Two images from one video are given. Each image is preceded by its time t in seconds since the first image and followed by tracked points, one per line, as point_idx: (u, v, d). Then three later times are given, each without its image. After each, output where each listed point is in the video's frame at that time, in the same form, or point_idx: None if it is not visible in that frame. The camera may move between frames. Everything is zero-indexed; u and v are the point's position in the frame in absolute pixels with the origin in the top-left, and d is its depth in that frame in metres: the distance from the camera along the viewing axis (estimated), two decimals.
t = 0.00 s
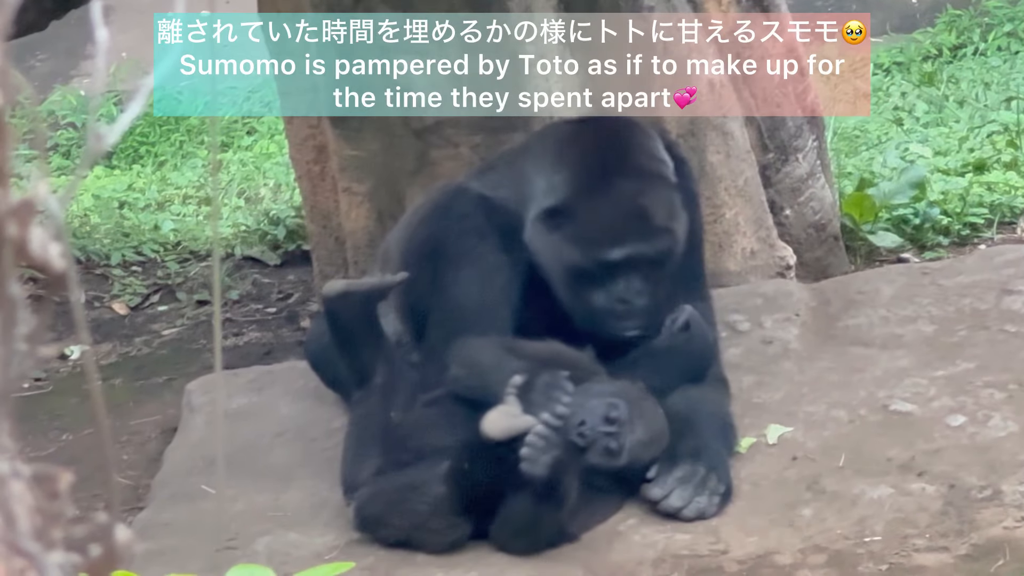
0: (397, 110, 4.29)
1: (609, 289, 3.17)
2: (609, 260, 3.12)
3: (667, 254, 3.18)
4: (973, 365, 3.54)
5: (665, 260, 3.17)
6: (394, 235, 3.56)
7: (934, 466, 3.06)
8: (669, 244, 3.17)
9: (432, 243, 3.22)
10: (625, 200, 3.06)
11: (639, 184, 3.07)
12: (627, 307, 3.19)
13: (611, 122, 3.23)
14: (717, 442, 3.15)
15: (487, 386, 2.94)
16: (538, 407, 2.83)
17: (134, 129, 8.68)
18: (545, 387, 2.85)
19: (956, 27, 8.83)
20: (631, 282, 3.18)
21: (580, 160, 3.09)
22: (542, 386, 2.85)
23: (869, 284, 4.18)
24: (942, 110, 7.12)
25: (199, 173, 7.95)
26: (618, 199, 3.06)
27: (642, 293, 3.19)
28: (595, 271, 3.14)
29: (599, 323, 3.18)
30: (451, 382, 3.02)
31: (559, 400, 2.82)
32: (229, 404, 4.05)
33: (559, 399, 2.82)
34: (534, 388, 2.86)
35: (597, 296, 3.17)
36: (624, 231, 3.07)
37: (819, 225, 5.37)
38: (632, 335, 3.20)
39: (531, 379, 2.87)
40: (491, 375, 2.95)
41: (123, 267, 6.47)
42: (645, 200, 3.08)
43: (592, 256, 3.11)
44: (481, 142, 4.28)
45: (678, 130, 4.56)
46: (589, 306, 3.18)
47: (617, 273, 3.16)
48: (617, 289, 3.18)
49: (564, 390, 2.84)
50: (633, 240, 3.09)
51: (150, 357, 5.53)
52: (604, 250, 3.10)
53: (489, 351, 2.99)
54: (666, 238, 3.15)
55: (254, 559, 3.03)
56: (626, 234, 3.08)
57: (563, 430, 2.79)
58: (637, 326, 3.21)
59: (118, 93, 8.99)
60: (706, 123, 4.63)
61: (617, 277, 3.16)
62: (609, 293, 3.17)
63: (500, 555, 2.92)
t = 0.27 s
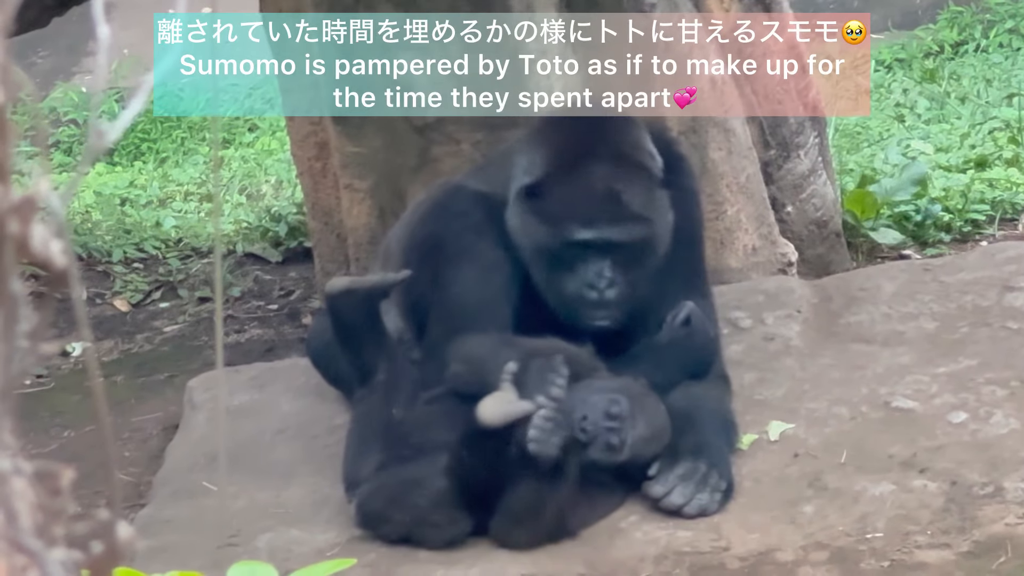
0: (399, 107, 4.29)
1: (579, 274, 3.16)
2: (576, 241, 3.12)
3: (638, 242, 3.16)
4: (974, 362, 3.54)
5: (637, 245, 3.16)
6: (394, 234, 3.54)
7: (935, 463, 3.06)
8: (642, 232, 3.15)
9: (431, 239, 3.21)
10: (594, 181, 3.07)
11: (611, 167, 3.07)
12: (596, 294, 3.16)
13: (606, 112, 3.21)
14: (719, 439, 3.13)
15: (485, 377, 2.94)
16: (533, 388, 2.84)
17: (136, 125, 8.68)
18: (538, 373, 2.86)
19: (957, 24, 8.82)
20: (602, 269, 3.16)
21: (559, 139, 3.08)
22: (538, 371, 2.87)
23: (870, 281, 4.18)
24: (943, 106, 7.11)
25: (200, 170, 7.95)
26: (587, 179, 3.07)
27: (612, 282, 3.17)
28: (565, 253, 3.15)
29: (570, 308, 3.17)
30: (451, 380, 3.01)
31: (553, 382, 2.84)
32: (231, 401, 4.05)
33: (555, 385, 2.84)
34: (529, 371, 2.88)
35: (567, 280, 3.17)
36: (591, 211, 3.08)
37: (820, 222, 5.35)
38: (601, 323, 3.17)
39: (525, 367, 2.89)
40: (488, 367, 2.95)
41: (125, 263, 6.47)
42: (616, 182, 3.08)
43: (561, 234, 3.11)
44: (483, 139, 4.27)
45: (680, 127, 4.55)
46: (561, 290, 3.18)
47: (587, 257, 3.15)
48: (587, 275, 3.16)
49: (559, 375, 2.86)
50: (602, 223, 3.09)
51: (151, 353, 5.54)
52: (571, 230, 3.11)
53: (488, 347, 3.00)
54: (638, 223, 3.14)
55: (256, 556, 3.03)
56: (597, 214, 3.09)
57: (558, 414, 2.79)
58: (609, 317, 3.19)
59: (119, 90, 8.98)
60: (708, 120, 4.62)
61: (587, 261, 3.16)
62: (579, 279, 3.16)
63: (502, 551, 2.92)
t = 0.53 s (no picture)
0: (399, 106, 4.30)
1: (563, 264, 3.17)
2: (559, 229, 3.13)
3: (622, 232, 3.16)
4: (975, 361, 3.54)
5: (618, 236, 3.17)
6: (393, 234, 3.55)
7: (936, 462, 3.06)
8: (626, 223, 3.16)
9: (429, 238, 3.22)
10: (578, 169, 3.08)
11: (596, 155, 3.08)
12: (578, 284, 3.16)
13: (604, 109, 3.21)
14: (720, 437, 3.13)
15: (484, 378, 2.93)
16: (532, 390, 2.83)
17: (137, 124, 8.68)
18: (536, 373, 2.87)
19: (958, 22, 8.82)
20: (586, 259, 3.16)
21: (551, 126, 3.10)
22: (536, 371, 2.87)
23: (871, 280, 4.18)
24: (944, 105, 7.11)
25: (201, 168, 7.95)
26: (572, 167, 3.08)
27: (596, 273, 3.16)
28: (550, 241, 3.16)
29: (554, 299, 3.17)
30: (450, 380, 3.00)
31: (553, 385, 2.84)
32: (232, 400, 4.05)
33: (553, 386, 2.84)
34: (528, 373, 2.87)
35: (551, 270, 3.18)
36: (575, 198, 3.09)
37: (821, 221, 5.36)
38: (583, 315, 3.16)
39: (524, 368, 2.88)
40: (487, 368, 2.94)
41: (125, 262, 6.47)
42: (601, 171, 3.09)
43: (543, 218, 3.13)
44: (483, 138, 4.27)
45: (681, 125, 4.54)
46: (546, 279, 3.19)
47: (571, 246, 3.16)
48: (571, 265, 3.16)
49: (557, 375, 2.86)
50: (586, 211, 3.10)
51: (152, 352, 5.54)
52: (555, 218, 3.12)
53: (487, 347, 3.00)
54: (621, 215, 3.15)
55: (257, 554, 3.03)
56: (582, 202, 3.10)
57: (558, 415, 2.81)
58: (591, 309, 3.17)
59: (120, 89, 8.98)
60: (708, 119, 4.62)
61: (570, 251, 3.16)
62: (563, 269, 3.17)
63: (503, 550, 2.92)
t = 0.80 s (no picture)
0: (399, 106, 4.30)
1: (552, 260, 3.14)
2: (549, 224, 3.11)
3: (611, 229, 3.13)
4: (974, 360, 3.54)
5: (608, 234, 3.15)
6: (393, 234, 3.55)
7: (935, 461, 3.06)
8: (616, 220, 3.13)
9: (427, 238, 3.23)
10: (570, 164, 3.07)
11: (588, 151, 3.07)
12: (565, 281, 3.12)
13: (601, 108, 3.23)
14: (719, 438, 3.13)
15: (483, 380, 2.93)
16: (531, 392, 2.82)
17: (137, 124, 8.68)
18: (536, 373, 2.85)
19: (958, 22, 8.82)
20: (575, 255, 3.13)
21: (546, 122, 3.10)
22: (535, 372, 2.85)
23: (871, 280, 4.18)
24: (944, 104, 7.11)
25: (201, 168, 7.95)
26: (564, 162, 3.07)
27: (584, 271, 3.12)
28: (539, 236, 3.14)
29: (542, 294, 3.14)
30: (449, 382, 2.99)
31: (552, 384, 2.81)
32: (232, 399, 4.05)
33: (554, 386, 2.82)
34: (526, 374, 2.86)
35: (540, 265, 3.15)
36: (565, 193, 3.08)
37: (821, 220, 5.35)
38: (570, 312, 3.12)
39: (523, 369, 2.87)
40: (486, 370, 2.94)
41: (125, 262, 6.47)
42: (593, 167, 3.07)
43: (533, 213, 3.12)
44: (483, 138, 4.27)
45: (681, 125, 4.54)
46: (534, 275, 3.16)
47: (559, 242, 3.13)
48: (559, 261, 3.13)
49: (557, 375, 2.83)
50: (575, 206, 3.09)
51: (152, 352, 5.54)
52: (544, 212, 3.10)
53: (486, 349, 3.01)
54: (612, 213, 3.12)
55: (257, 554, 3.03)
56: (572, 198, 3.08)
57: (557, 415, 2.81)
58: (578, 307, 3.13)
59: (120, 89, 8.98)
60: (708, 119, 4.62)
61: (559, 247, 3.13)
62: (551, 264, 3.14)
63: (502, 550, 2.92)
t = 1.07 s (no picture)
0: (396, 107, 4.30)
1: (535, 260, 3.15)
2: (532, 224, 3.10)
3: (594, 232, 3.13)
4: (971, 362, 3.54)
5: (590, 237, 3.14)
6: (389, 237, 3.56)
7: (932, 463, 3.06)
8: (600, 223, 3.12)
9: (422, 238, 3.24)
10: (557, 165, 3.05)
11: (576, 154, 3.05)
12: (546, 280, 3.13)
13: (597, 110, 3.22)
14: (716, 439, 3.11)
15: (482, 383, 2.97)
16: (529, 396, 2.89)
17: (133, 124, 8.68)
18: (534, 381, 2.91)
19: (955, 23, 8.83)
20: (557, 256, 3.14)
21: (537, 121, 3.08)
22: (533, 378, 2.91)
23: (868, 281, 4.18)
24: (941, 106, 7.12)
25: (198, 169, 7.95)
26: (551, 163, 3.05)
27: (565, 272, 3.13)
28: (522, 235, 3.14)
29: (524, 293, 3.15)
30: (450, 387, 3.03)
31: (550, 391, 2.88)
32: (229, 401, 4.05)
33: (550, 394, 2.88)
34: (525, 379, 2.92)
35: (523, 264, 3.16)
36: (550, 194, 3.06)
37: (817, 222, 5.35)
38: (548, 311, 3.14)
39: (522, 375, 2.93)
40: (484, 373, 2.98)
41: (122, 263, 6.47)
42: (580, 170, 3.05)
43: (517, 211, 3.11)
44: (480, 139, 4.27)
45: (678, 126, 4.53)
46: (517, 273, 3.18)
47: (542, 242, 3.13)
48: (541, 261, 3.14)
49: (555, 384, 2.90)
50: (559, 208, 3.08)
51: (148, 353, 5.53)
52: (528, 212, 3.09)
53: (483, 352, 3.03)
54: (596, 217, 3.11)
55: (254, 555, 3.03)
56: (556, 199, 3.07)
57: (554, 419, 2.86)
58: (557, 307, 3.15)
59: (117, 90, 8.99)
60: (706, 120, 4.62)
61: (542, 247, 3.14)
62: (533, 263, 3.15)
63: (499, 551, 2.92)
